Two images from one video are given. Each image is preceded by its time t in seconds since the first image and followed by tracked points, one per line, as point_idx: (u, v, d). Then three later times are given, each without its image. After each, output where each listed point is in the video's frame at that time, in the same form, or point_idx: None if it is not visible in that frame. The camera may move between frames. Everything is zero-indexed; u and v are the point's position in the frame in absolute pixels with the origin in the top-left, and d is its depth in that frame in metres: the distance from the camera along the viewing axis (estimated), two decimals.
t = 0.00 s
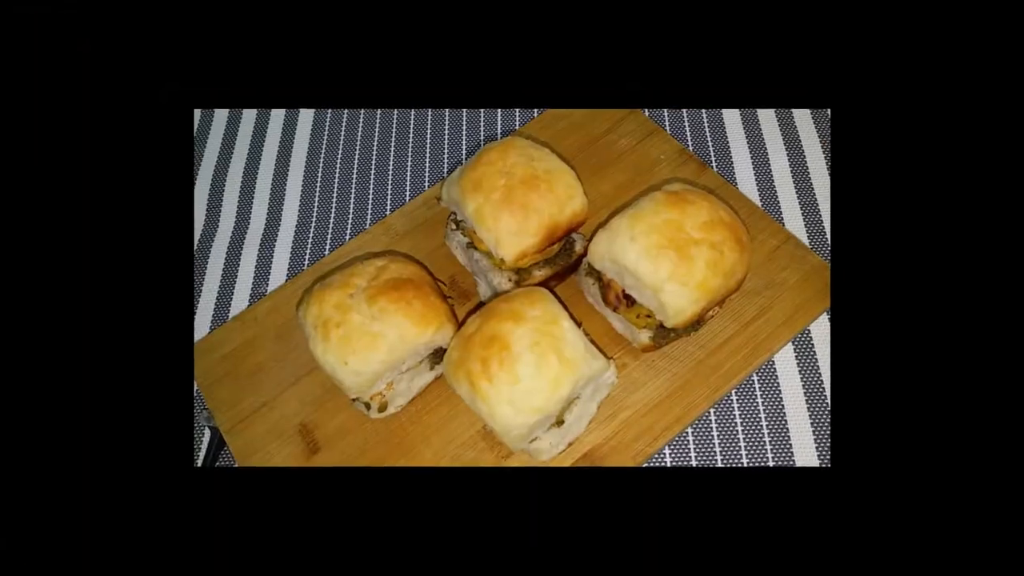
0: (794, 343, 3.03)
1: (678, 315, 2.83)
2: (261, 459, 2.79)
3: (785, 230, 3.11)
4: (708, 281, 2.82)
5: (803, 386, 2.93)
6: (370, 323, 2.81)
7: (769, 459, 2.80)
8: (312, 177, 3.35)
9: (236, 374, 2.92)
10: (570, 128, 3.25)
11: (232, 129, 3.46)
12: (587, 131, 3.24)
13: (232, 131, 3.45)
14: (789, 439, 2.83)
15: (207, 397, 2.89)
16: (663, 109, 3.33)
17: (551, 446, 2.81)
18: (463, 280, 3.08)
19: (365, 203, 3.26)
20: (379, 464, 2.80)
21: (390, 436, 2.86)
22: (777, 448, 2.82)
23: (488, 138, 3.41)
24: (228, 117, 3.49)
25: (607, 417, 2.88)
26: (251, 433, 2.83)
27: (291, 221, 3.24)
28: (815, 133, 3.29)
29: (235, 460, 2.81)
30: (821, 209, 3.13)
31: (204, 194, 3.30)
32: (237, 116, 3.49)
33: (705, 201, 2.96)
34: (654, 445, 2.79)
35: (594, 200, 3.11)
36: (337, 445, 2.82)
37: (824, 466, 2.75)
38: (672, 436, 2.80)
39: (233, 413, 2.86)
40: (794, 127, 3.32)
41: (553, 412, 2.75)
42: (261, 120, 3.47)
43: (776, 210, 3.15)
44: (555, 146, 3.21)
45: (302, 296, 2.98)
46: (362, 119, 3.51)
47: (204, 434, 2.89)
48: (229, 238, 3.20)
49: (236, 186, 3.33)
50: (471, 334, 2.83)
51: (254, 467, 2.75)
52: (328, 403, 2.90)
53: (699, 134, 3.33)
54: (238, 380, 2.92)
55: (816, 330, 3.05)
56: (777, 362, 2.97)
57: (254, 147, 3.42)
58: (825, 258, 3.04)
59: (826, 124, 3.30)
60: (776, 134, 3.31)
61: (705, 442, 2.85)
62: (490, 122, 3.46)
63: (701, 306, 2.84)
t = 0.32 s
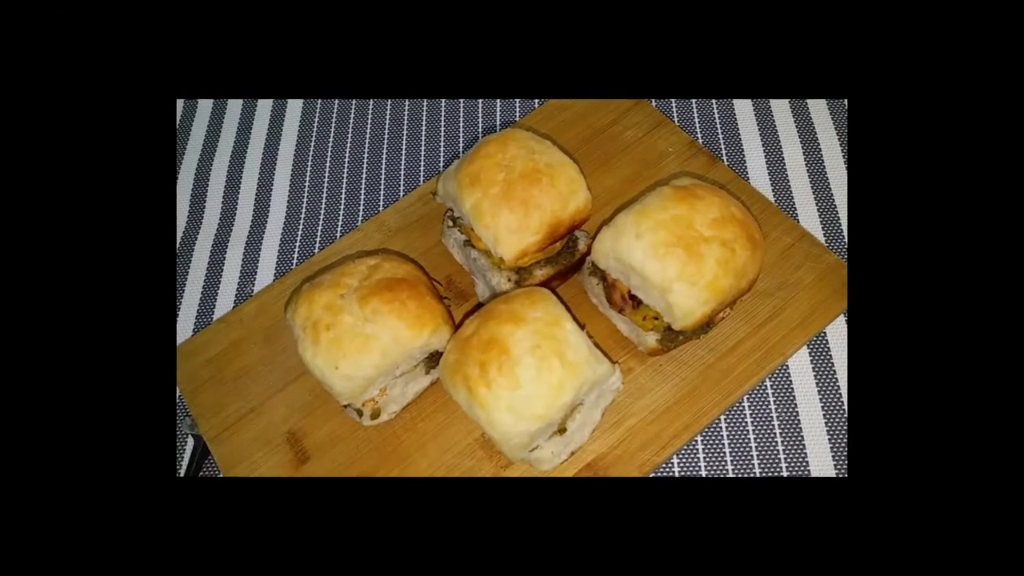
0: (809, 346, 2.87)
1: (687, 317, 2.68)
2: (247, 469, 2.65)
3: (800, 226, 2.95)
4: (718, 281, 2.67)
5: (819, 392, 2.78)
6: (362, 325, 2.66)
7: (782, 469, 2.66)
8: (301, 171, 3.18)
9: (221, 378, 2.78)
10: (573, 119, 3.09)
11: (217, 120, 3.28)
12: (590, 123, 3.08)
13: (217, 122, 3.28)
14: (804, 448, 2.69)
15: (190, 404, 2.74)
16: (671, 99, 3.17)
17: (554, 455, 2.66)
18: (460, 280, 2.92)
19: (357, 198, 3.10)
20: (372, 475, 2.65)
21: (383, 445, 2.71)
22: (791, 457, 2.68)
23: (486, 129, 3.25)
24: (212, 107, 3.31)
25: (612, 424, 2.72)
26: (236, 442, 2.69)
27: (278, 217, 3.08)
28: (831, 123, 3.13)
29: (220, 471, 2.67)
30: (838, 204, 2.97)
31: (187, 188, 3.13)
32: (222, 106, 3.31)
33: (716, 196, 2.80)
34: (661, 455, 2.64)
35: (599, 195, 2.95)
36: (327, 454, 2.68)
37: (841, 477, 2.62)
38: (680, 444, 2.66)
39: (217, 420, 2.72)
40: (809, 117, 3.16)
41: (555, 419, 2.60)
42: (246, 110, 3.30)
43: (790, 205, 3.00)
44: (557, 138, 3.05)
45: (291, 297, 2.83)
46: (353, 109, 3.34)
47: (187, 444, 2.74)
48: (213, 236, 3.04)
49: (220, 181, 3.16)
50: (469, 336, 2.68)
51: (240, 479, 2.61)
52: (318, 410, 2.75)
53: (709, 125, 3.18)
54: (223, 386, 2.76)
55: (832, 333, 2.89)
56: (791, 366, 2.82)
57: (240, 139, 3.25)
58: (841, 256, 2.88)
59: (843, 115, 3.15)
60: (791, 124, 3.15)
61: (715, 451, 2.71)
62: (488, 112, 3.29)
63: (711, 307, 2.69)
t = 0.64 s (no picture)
0: (824, 349, 2.74)
1: (696, 318, 2.55)
2: (233, 479, 2.51)
3: (815, 223, 2.81)
4: (729, 281, 2.53)
5: (835, 398, 2.65)
6: (355, 328, 2.53)
7: (797, 479, 2.53)
8: (290, 165, 3.03)
9: (206, 383, 2.64)
10: (577, 111, 2.95)
11: (201, 110, 3.12)
12: (595, 114, 2.94)
13: (202, 112, 3.11)
14: (820, 457, 2.56)
15: (173, 410, 2.60)
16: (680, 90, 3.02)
17: (556, 464, 2.52)
18: (458, 280, 2.78)
19: (350, 193, 2.95)
20: (364, 485, 2.52)
21: (376, 453, 2.57)
22: (806, 466, 2.54)
23: (485, 121, 3.10)
24: (197, 96, 3.14)
25: (618, 432, 2.58)
26: (222, 450, 2.55)
27: (266, 214, 2.93)
28: (848, 114, 2.99)
29: (204, 481, 2.53)
30: (855, 200, 2.83)
31: (170, 183, 2.98)
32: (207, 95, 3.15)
33: (727, 191, 2.66)
34: (668, 463, 2.51)
35: (603, 190, 2.82)
36: (317, 463, 2.54)
37: (859, 487, 2.48)
38: (689, 452, 2.52)
39: (202, 427, 2.58)
40: (825, 109, 3.01)
41: (558, 426, 2.46)
42: (233, 100, 3.13)
43: (804, 201, 2.86)
44: (560, 131, 2.92)
45: (280, 297, 2.69)
46: (345, 98, 3.18)
47: (170, 452, 2.62)
48: (198, 234, 2.89)
49: (206, 174, 3.00)
50: (467, 339, 2.54)
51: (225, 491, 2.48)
52: (308, 416, 2.61)
53: (719, 118, 3.03)
54: (208, 391, 2.63)
55: (849, 337, 2.75)
56: (806, 370, 2.68)
57: (226, 130, 3.09)
58: (859, 255, 2.74)
59: (861, 107, 3.00)
60: (806, 116, 3.01)
61: (725, 460, 2.57)
62: (487, 102, 3.14)
63: (721, 308, 2.55)
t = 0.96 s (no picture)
0: (840, 352, 2.61)
1: (705, 319, 2.43)
2: (219, 489, 2.39)
3: (830, 220, 2.68)
4: (740, 281, 2.41)
5: (851, 403, 2.52)
6: (346, 329, 2.40)
7: (811, 488, 2.41)
8: (279, 159, 2.90)
9: (191, 387, 2.52)
10: (581, 102, 2.83)
11: (186, 101, 2.99)
12: (599, 106, 2.81)
13: (187, 103, 2.98)
14: (835, 465, 2.44)
15: (156, 416, 2.48)
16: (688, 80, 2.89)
17: (557, 473, 2.39)
18: (455, 279, 2.65)
19: (342, 188, 2.83)
20: (357, 494, 2.40)
21: (369, 461, 2.45)
22: (820, 475, 2.42)
23: (484, 112, 2.97)
24: (181, 87, 3.01)
25: (623, 439, 2.46)
26: (207, 458, 2.43)
27: (254, 210, 2.80)
28: (865, 106, 2.86)
29: (189, 490, 2.41)
30: (872, 195, 2.70)
31: (154, 178, 2.85)
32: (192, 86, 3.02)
33: (737, 186, 2.53)
34: (676, 472, 2.38)
35: (608, 185, 2.69)
36: (307, 471, 2.42)
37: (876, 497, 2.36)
38: (697, 460, 2.40)
39: (186, 434, 2.46)
40: (841, 101, 2.88)
41: (559, 433, 2.34)
42: (219, 90, 3.00)
43: (819, 196, 2.73)
44: (563, 123, 2.79)
45: (268, 298, 2.56)
46: (337, 89, 3.04)
47: (153, 460, 2.49)
48: (182, 231, 2.77)
49: (190, 169, 2.88)
50: (464, 341, 2.42)
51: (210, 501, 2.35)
52: (298, 422, 2.49)
53: (730, 109, 2.91)
54: (193, 396, 2.51)
55: (866, 339, 2.63)
56: (821, 374, 2.56)
57: (212, 122, 2.96)
58: (876, 253, 2.61)
59: (879, 99, 2.87)
60: (820, 107, 2.88)
61: (736, 469, 2.45)
62: (486, 93, 3.01)
63: (732, 309, 2.43)
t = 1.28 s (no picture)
0: (854, 355, 2.50)
1: (714, 321, 2.31)
2: (205, 498, 2.28)
3: (845, 217, 2.56)
4: (750, 280, 2.30)
5: (866, 408, 2.41)
6: (338, 331, 2.29)
7: (824, 497, 2.30)
8: (268, 153, 2.79)
9: (176, 392, 2.41)
10: (584, 93, 2.71)
11: (171, 92, 2.86)
12: (603, 97, 2.70)
13: (171, 95, 2.86)
14: (850, 473, 2.33)
15: (139, 422, 2.37)
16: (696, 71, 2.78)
17: (559, 482, 2.28)
18: (452, 279, 2.54)
19: (334, 183, 2.72)
20: (349, 504, 2.29)
21: (362, 469, 2.34)
22: (834, 484, 2.31)
23: (482, 105, 2.86)
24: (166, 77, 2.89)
25: (628, 446, 2.35)
26: (193, 466, 2.32)
27: (242, 207, 2.69)
28: (881, 97, 2.74)
29: (174, 500, 2.30)
30: (889, 190, 2.59)
31: (137, 173, 2.74)
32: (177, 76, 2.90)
33: (748, 181, 2.42)
34: (684, 480, 2.27)
35: (612, 180, 2.58)
36: (297, 480, 2.31)
37: (893, 507, 2.25)
38: (706, 468, 2.29)
39: (171, 441, 2.35)
40: (856, 93, 2.77)
41: (562, 440, 2.23)
42: (205, 80, 2.88)
43: (833, 191, 2.62)
44: (565, 115, 2.68)
45: (256, 298, 2.45)
46: (329, 79, 2.92)
47: (136, 468, 2.39)
48: (166, 229, 2.66)
49: (175, 164, 2.76)
50: (462, 344, 2.30)
51: (195, 512, 2.25)
52: (288, 429, 2.38)
53: (740, 100, 2.79)
54: (178, 401, 2.40)
55: (882, 341, 2.51)
56: (834, 377, 2.45)
57: (198, 115, 2.84)
58: (892, 251, 2.50)
59: (896, 90, 2.75)
60: (835, 98, 2.76)
61: (746, 477, 2.34)
62: (484, 84, 2.90)
63: (742, 310, 2.32)
